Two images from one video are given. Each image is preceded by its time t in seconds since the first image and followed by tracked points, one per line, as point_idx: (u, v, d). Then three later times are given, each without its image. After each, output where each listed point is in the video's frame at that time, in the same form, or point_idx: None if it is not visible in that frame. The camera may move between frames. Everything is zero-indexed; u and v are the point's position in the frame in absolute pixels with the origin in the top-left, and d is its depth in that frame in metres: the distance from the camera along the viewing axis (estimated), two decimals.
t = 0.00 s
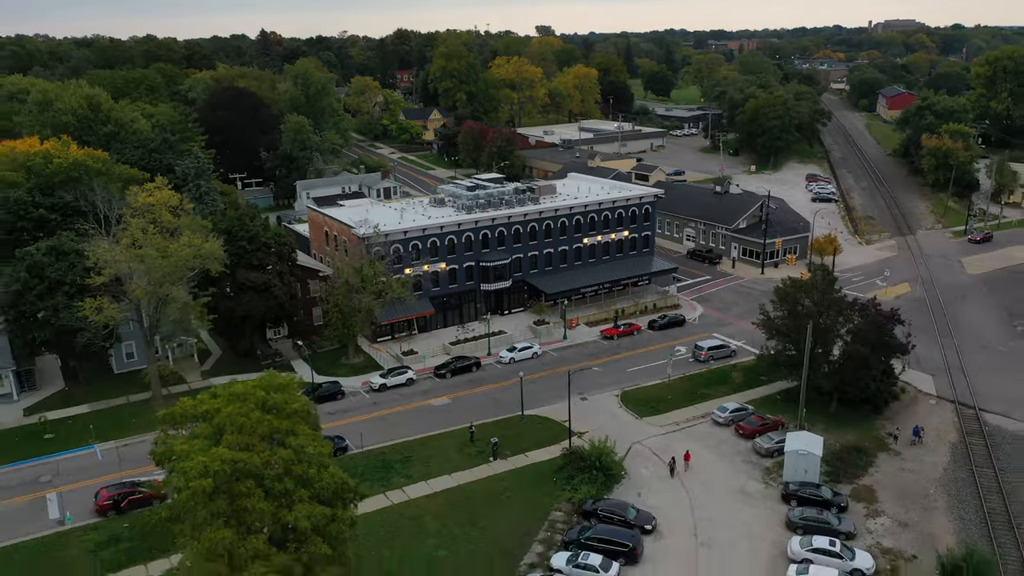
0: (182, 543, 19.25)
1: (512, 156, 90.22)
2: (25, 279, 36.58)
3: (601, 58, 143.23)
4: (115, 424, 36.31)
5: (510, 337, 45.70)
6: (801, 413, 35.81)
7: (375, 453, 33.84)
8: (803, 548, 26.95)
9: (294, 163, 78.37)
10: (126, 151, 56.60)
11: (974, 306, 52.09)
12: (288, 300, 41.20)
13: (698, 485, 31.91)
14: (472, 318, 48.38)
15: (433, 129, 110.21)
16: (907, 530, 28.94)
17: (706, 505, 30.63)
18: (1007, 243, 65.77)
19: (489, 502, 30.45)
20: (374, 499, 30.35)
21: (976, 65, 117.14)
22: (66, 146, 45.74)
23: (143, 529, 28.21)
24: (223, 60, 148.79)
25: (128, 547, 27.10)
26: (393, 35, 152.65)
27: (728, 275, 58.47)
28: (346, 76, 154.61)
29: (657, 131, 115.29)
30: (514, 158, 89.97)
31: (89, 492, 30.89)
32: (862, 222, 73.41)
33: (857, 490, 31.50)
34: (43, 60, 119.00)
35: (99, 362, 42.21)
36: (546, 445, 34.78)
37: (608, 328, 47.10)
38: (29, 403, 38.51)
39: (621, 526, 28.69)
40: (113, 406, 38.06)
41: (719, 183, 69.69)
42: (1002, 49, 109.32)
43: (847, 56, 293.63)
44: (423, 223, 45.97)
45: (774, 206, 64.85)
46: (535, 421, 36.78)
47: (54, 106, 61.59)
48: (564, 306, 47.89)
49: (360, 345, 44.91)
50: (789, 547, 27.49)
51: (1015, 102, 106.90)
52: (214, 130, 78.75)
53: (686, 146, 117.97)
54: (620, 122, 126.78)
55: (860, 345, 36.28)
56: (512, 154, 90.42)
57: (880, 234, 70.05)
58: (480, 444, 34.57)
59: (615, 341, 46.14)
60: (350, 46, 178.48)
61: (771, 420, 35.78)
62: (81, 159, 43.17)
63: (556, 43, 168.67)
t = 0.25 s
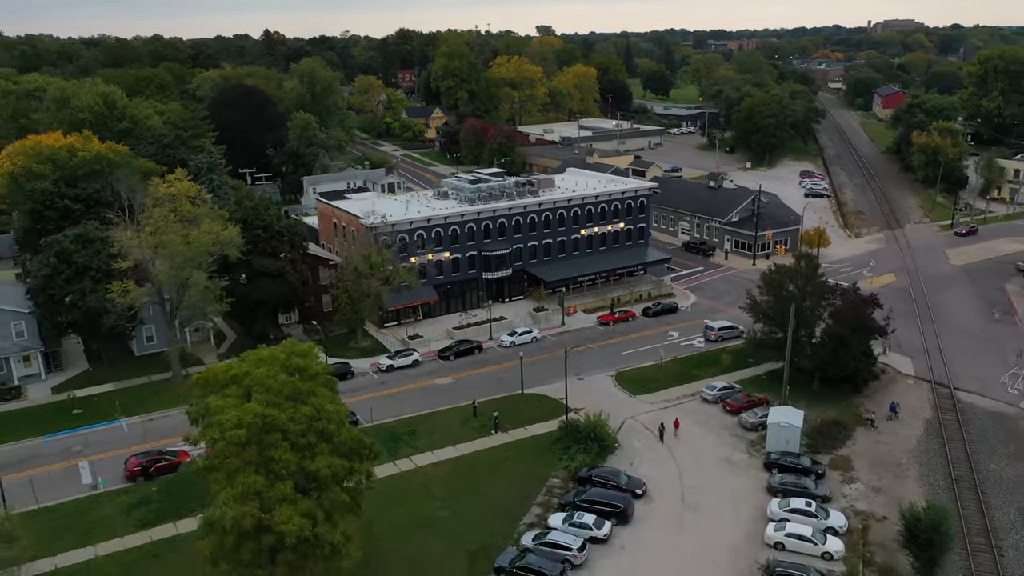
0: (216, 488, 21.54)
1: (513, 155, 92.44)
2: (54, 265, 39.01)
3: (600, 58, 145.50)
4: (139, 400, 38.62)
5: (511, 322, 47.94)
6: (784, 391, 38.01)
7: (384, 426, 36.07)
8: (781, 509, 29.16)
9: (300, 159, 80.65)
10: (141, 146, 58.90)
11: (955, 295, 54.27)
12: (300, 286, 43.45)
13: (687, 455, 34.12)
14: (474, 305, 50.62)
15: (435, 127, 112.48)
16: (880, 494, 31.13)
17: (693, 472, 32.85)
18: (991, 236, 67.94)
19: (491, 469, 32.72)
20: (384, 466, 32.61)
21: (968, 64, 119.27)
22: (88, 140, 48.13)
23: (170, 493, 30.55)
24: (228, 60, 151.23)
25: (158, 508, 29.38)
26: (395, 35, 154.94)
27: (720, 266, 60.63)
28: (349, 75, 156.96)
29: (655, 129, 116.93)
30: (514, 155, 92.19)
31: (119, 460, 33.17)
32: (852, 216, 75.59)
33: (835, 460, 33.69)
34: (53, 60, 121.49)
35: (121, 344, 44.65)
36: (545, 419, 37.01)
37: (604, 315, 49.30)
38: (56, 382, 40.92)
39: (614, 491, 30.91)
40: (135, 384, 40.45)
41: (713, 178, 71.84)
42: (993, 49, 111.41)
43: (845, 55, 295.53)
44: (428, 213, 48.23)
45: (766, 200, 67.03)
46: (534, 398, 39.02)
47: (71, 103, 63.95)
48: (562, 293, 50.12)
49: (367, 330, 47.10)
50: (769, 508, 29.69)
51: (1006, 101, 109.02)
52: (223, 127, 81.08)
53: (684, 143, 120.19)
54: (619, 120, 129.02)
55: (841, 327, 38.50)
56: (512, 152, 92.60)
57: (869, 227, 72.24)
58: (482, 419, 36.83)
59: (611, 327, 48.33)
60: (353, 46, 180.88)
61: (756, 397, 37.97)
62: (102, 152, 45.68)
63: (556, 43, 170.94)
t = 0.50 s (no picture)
0: (245, 444, 23.85)
1: (513, 156, 94.97)
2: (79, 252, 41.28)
3: (599, 57, 147.74)
4: (160, 379, 40.90)
5: (512, 309, 50.14)
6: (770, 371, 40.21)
7: (392, 403, 38.31)
8: (763, 475, 31.35)
9: (307, 155, 82.89)
10: (156, 141, 61.14)
11: (938, 284, 56.45)
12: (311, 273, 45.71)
13: (677, 428, 36.33)
14: (477, 294, 52.85)
15: (437, 125, 114.70)
16: (856, 463, 33.33)
17: (682, 443, 35.08)
18: (977, 230, 70.10)
19: (493, 440, 34.98)
20: (393, 438, 34.85)
21: (960, 64, 121.40)
22: (108, 134, 50.38)
23: (194, 461, 32.83)
24: (233, 59, 153.54)
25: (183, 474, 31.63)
26: (398, 35, 157.16)
27: (713, 258, 62.82)
28: (352, 74, 159.22)
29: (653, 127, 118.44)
30: (514, 152, 94.41)
31: (146, 431, 35.41)
32: (843, 210, 77.80)
33: (815, 432, 35.89)
34: (62, 60, 123.77)
35: (141, 329, 46.97)
36: (544, 396, 39.24)
37: (601, 302, 51.49)
38: (81, 363, 43.27)
39: (608, 459, 33.13)
40: (156, 365, 42.73)
41: (708, 174, 74.07)
42: (984, 48, 113.54)
43: (844, 55, 297.64)
44: (432, 205, 50.50)
45: (758, 195, 69.24)
46: (534, 378, 41.26)
47: (87, 100, 66.22)
48: (561, 282, 52.34)
49: (374, 316, 49.30)
50: (752, 475, 31.89)
51: (997, 99, 111.18)
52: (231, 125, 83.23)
53: (681, 141, 122.41)
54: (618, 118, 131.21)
55: (823, 310, 40.72)
56: (512, 153, 95.16)
57: (859, 221, 74.46)
58: (485, 396, 39.07)
59: (607, 314, 50.52)
60: (356, 46, 183.20)
61: (743, 376, 40.17)
62: (123, 146, 47.88)
63: (557, 42, 173.16)
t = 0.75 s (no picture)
0: (269, 406, 26.16)
1: (514, 152, 97.29)
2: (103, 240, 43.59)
3: (599, 56, 149.94)
4: (179, 360, 43.15)
5: (512, 296, 52.39)
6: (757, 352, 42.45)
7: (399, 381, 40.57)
8: (746, 444, 33.54)
9: (313, 151, 85.13)
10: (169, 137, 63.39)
11: (923, 274, 58.67)
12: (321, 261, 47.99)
13: (668, 404, 38.55)
14: (479, 282, 55.12)
15: (440, 123, 116.92)
16: (835, 434, 35.54)
17: (672, 417, 37.31)
18: (963, 223, 72.31)
19: (495, 414, 37.27)
20: (401, 412, 37.12)
21: (953, 63, 123.62)
22: (127, 129, 52.69)
23: (216, 432, 35.06)
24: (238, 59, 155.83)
25: (206, 444, 33.88)
26: (400, 35, 159.39)
27: (707, 250, 65.02)
28: (355, 73, 161.45)
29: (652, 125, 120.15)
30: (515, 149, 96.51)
31: (170, 406, 37.64)
32: (834, 205, 80.00)
33: (798, 408, 38.10)
34: (71, 59, 126.02)
35: (160, 315, 49.22)
36: (543, 375, 41.50)
37: (598, 291, 53.70)
38: (103, 346, 45.56)
39: (602, 431, 35.36)
40: (175, 347, 45.02)
41: (703, 169, 76.26)
42: (976, 48, 115.71)
43: (842, 55, 299.78)
44: (436, 197, 52.80)
45: (751, 189, 71.44)
46: (534, 359, 43.51)
47: (102, 97, 68.49)
48: (559, 271, 54.61)
49: (381, 303, 51.56)
50: (736, 445, 34.09)
51: (988, 98, 113.44)
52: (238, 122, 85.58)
53: (679, 139, 124.65)
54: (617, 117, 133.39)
55: (807, 294, 42.98)
56: (512, 149, 97.59)
57: (850, 216, 76.68)
58: (487, 375, 41.34)
59: (604, 302, 52.74)
60: (358, 45, 185.49)
61: (732, 358, 42.37)
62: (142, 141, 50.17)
63: (557, 42, 175.34)
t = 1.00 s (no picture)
0: (289, 375, 28.50)
1: (515, 149, 99.08)
2: (125, 230, 45.99)
3: (598, 56, 152.23)
4: (197, 344, 45.40)
5: (513, 286, 54.71)
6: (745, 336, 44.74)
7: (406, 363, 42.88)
8: (732, 418, 35.79)
9: (319, 149, 87.45)
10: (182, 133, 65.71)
11: (908, 265, 60.94)
12: (331, 251, 50.30)
13: (660, 383, 40.84)
14: (481, 273, 57.44)
15: (442, 122, 119.27)
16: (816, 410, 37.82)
17: (664, 395, 39.58)
18: (950, 218, 74.57)
19: (497, 392, 39.55)
20: (408, 390, 39.43)
21: (946, 63, 125.79)
22: (145, 125, 55.10)
23: (236, 407, 37.33)
24: (243, 59, 158.27)
25: (226, 418, 36.16)
26: (402, 35, 161.70)
27: (702, 243, 67.27)
28: (358, 74, 163.87)
29: (649, 124, 123.01)
30: (516, 147, 98.79)
31: (191, 384, 39.93)
32: (826, 201, 82.26)
33: (783, 387, 40.36)
34: (80, 59, 128.40)
35: (177, 302, 51.47)
36: (542, 357, 43.79)
37: (595, 281, 55.96)
38: (124, 331, 47.84)
39: (598, 407, 37.66)
40: (193, 332, 47.25)
41: (698, 166, 78.52)
42: (968, 48, 117.89)
43: (841, 56, 301.85)
44: (440, 190, 55.14)
45: (745, 185, 73.69)
46: (535, 343, 45.82)
47: (116, 96, 70.88)
48: (558, 262, 56.90)
49: (388, 292, 53.87)
50: (724, 419, 36.32)
51: (980, 97, 115.68)
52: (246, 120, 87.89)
53: (677, 138, 126.92)
54: (615, 116, 135.68)
55: (793, 281, 45.31)
56: (513, 145, 99.42)
57: (841, 211, 78.93)
58: (489, 357, 43.66)
59: (601, 291, 55.01)
60: (361, 46, 187.92)
61: (722, 341, 44.64)
62: (159, 136, 52.60)
63: (557, 42, 177.59)
